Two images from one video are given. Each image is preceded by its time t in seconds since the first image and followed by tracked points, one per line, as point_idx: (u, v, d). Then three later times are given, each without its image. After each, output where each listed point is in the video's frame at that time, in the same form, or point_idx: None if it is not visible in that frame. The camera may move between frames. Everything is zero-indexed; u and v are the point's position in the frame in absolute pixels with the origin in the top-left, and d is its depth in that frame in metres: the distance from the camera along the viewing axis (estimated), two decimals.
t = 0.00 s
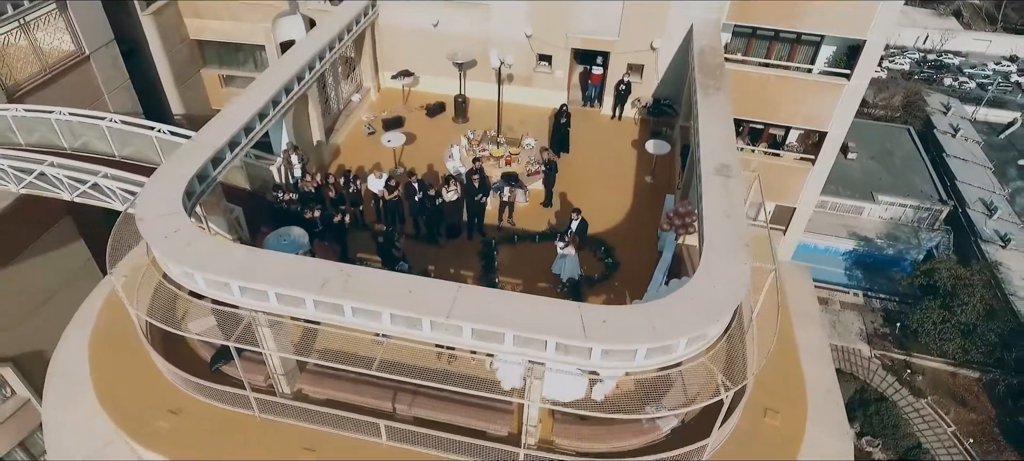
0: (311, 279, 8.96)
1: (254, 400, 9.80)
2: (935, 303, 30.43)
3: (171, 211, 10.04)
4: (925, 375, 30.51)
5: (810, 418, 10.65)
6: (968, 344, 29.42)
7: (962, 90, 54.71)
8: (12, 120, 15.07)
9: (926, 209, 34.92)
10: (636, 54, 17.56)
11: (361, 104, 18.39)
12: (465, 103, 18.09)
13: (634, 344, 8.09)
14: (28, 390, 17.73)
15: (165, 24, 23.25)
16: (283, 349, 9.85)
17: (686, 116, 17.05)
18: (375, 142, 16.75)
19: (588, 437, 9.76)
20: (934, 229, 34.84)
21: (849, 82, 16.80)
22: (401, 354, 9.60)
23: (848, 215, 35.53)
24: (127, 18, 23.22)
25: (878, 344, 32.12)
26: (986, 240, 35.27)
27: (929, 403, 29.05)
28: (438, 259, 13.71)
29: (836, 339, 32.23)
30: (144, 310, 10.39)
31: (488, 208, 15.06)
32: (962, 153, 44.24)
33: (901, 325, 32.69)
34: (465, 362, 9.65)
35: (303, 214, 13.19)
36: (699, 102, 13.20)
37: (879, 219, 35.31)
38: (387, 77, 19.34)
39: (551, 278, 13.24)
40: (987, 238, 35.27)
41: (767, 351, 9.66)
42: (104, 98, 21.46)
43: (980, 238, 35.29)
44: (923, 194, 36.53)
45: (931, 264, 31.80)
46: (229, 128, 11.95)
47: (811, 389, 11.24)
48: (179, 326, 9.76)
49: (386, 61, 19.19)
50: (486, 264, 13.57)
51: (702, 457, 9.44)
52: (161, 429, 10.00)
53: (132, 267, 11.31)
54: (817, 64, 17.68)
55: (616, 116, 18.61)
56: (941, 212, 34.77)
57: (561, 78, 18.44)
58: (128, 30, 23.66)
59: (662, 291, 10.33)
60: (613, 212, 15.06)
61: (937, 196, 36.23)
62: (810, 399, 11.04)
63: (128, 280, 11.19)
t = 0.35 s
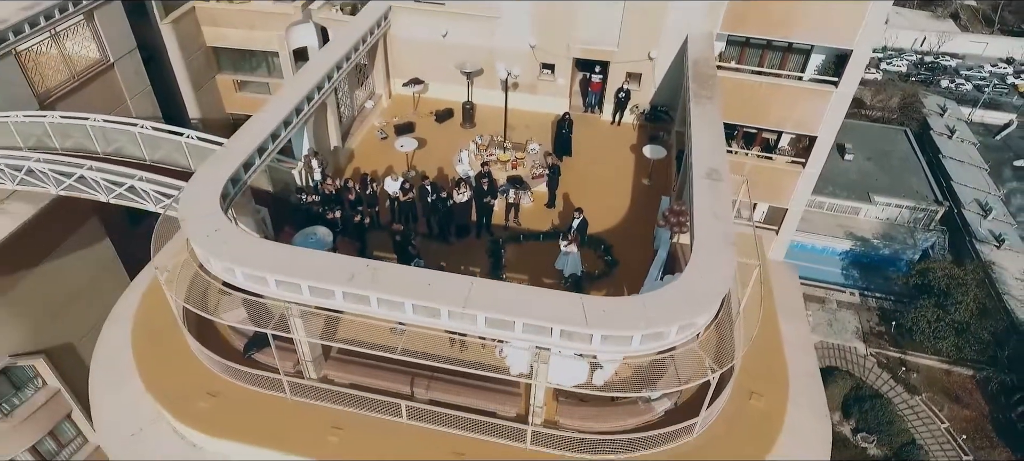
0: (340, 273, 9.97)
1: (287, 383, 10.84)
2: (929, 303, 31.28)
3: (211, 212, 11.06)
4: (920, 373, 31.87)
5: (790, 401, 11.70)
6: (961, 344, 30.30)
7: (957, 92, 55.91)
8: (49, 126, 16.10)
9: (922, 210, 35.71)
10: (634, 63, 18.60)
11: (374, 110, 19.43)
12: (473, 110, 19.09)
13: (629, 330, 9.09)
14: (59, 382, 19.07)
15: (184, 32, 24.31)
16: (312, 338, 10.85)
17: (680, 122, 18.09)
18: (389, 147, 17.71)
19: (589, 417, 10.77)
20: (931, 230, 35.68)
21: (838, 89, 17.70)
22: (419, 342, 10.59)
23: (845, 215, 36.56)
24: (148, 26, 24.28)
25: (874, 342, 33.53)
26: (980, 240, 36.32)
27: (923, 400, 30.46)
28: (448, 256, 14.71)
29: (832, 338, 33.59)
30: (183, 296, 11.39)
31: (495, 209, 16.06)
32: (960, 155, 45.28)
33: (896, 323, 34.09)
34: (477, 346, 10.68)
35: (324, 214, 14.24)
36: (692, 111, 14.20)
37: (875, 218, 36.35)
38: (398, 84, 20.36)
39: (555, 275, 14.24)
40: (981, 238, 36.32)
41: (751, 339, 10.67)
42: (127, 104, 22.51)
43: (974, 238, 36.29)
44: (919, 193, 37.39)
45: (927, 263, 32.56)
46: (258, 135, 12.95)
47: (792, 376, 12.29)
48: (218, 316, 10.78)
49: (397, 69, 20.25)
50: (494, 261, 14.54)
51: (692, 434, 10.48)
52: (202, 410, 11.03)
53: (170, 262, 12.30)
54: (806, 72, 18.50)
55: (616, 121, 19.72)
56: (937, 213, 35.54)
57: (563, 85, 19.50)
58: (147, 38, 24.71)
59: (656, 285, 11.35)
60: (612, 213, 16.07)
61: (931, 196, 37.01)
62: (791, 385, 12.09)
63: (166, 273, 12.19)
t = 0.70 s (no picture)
0: (366, 262, 11.06)
1: (316, 362, 11.93)
2: (923, 300, 33.12)
3: (247, 208, 12.16)
4: (914, 369, 33.92)
5: (774, 381, 12.81)
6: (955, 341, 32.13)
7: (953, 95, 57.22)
8: (85, 129, 17.22)
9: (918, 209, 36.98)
10: (633, 69, 19.71)
11: (387, 113, 20.56)
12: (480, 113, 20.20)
13: (628, 313, 10.19)
14: (89, 369, 20.20)
15: (203, 38, 25.43)
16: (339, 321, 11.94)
17: (677, 124, 19.18)
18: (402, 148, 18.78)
19: (590, 394, 11.88)
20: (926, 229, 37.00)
21: (826, 93, 18.70)
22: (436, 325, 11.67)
23: (841, 215, 38.04)
24: (168, 32, 25.41)
25: (870, 339, 35.45)
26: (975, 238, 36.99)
27: (917, 396, 32.50)
28: (459, 250, 15.80)
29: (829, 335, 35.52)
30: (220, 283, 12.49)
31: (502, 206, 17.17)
32: (955, 154, 45.84)
33: (891, 320, 35.99)
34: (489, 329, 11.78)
35: (344, 211, 15.34)
36: (686, 115, 15.28)
37: (871, 218, 37.80)
38: (410, 89, 21.51)
39: (559, 267, 15.33)
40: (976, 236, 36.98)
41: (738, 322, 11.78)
42: (150, 107, 23.66)
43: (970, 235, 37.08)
44: (914, 193, 38.40)
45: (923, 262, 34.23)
46: (285, 138, 14.03)
47: (777, 359, 13.41)
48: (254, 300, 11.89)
49: (408, 73, 21.38)
50: (502, 254, 15.63)
51: (684, 409, 11.59)
52: (239, 386, 12.13)
53: (206, 253, 13.40)
54: (797, 77, 19.50)
55: (616, 124, 20.85)
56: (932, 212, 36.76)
57: (566, 90, 20.63)
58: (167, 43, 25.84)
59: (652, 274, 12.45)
60: (612, 209, 17.17)
61: (927, 195, 37.96)
62: (776, 366, 13.19)
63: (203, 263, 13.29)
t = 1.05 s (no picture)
0: (392, 249, 12.27)
1: (344, 340, 13.18)
2: (918, 297, 35.75)
3: (282, 200, 13.40)
4: (907, 364, 36.86)
5: (760, 359, 14.07)
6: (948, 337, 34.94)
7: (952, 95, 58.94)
8: (121, 128, 18.45)
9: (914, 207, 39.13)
10: (633, 73, 20.96)
11: (400, 114, 21.78)
12: (488, 114, 21.44)
13: (627, 292, 11.39)
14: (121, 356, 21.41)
15: (223, 42, 26.67)
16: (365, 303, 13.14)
17: (674, 125, 20.42)
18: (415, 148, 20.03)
19: (592, 370, 13.11)
20: (922, 227, 39.07)
21: (815, 96, 19.91)
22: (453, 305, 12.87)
23: (839, 214, 40.17)
24: (190, 36, 26.63)
25: (866, 335, 38.22)
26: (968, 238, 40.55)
27: (911, 391, 35.49)
28: (471, 242, 17.01)
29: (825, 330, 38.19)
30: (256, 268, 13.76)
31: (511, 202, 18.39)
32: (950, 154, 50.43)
33: (886, 317, 38.58)
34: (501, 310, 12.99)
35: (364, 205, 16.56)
36: (682, 116, 16.54)
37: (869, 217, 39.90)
38: (421, 91, 22.75)
39: (564, 258, 16.53)
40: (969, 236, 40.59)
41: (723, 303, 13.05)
42: (174, 108, 24.90)
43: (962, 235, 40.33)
44: (910, 193, 40.41)
45: (919, 260, 36.64)
46: (311, 138, 15.28)
47: (764, 339, 14.68)
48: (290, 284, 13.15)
49: (420, 76, 22.62)
50: (510, 246, 16.83)
51: (677, 383, 12.85)
52: (274, 362, 13.37)
53: (241, 242, 14.63)
54: (788, 80, 20.64)
55: (616, 125, 22.06)
56: (926, 210, 38.75)
57: (569, 92, 21.90)
58: (188, 47, 27.08)
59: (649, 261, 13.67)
60: (613, 205, 18.38)
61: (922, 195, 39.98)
62: (763, 346, 14.44)
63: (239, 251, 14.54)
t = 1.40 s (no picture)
0: (416, 236, 13.56)
1: (370, 320, 14.46)
2: (912, 294, 48.61)
3: (314, 192, 14.69)
4: (902, 360, 49.82)
5: (750, 338, 15.37)
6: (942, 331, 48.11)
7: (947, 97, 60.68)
8: (155, 128, 19.72)
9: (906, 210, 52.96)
10: (634, 76, 22.27)
11: (414, 114, 23.09)
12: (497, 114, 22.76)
13: (628, 274, 12.67)
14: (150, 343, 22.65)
15: (242, 45, 28.00)
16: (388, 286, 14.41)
17: (672, 125, 21.72)
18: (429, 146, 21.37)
19: (596, 347, 14.37)
20: (917, 229, 53.22)
21: (806, 96, 21.16)
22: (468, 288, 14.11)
23: (836, 212, 53.70)
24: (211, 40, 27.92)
25: (864, 333, 51.36)
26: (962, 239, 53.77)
27: (906, 386, 48.19)
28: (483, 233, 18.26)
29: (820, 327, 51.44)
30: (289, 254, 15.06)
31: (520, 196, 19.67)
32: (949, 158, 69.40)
33: (880, 314, 51.79)
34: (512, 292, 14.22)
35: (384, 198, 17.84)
36: (680, 117, 17.87)
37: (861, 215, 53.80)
38: (433, 93, 24.06)
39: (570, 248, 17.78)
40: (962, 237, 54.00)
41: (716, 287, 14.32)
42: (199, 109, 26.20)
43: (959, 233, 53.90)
44: (902, 194, 54.07)
45: (909, 263, 49.83)
46: (336, 136, 16.57)
47: (754, 320, 16.02)
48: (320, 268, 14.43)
49: (433, 79, 23.94)
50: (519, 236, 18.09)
51: (673, 358, 14.13)
52: (306, 341, 14.65)
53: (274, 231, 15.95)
54: (781, 83, 21.81)
55: (618, 124, 23.37)
56: (919, 213, 53.15)
57: (573, 93, 23.19)
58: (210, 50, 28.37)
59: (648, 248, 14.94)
60: (615, 199, 19.65)
61: (914, 199, 53.70)
62: (753, 327, 15.76)
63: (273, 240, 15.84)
